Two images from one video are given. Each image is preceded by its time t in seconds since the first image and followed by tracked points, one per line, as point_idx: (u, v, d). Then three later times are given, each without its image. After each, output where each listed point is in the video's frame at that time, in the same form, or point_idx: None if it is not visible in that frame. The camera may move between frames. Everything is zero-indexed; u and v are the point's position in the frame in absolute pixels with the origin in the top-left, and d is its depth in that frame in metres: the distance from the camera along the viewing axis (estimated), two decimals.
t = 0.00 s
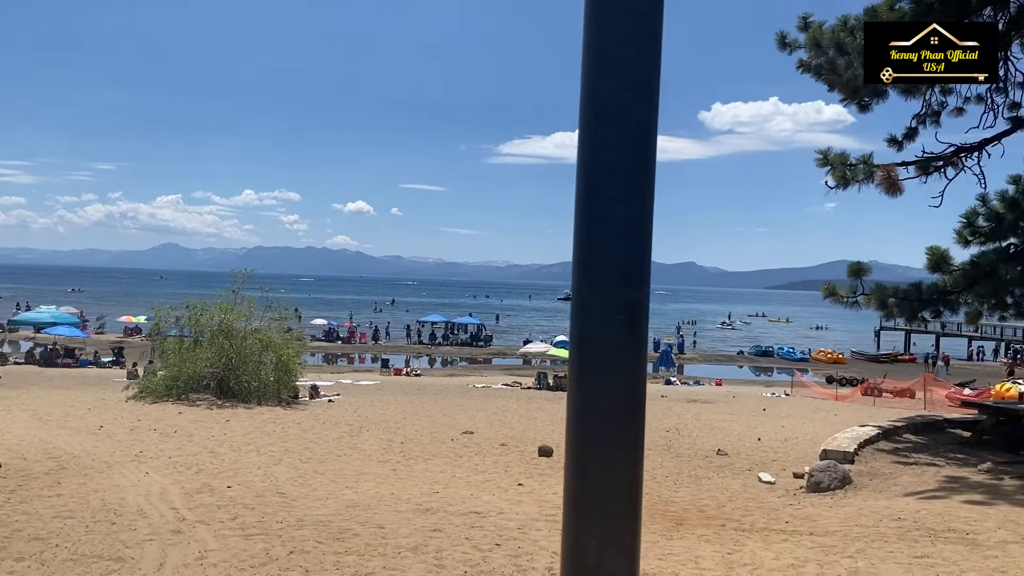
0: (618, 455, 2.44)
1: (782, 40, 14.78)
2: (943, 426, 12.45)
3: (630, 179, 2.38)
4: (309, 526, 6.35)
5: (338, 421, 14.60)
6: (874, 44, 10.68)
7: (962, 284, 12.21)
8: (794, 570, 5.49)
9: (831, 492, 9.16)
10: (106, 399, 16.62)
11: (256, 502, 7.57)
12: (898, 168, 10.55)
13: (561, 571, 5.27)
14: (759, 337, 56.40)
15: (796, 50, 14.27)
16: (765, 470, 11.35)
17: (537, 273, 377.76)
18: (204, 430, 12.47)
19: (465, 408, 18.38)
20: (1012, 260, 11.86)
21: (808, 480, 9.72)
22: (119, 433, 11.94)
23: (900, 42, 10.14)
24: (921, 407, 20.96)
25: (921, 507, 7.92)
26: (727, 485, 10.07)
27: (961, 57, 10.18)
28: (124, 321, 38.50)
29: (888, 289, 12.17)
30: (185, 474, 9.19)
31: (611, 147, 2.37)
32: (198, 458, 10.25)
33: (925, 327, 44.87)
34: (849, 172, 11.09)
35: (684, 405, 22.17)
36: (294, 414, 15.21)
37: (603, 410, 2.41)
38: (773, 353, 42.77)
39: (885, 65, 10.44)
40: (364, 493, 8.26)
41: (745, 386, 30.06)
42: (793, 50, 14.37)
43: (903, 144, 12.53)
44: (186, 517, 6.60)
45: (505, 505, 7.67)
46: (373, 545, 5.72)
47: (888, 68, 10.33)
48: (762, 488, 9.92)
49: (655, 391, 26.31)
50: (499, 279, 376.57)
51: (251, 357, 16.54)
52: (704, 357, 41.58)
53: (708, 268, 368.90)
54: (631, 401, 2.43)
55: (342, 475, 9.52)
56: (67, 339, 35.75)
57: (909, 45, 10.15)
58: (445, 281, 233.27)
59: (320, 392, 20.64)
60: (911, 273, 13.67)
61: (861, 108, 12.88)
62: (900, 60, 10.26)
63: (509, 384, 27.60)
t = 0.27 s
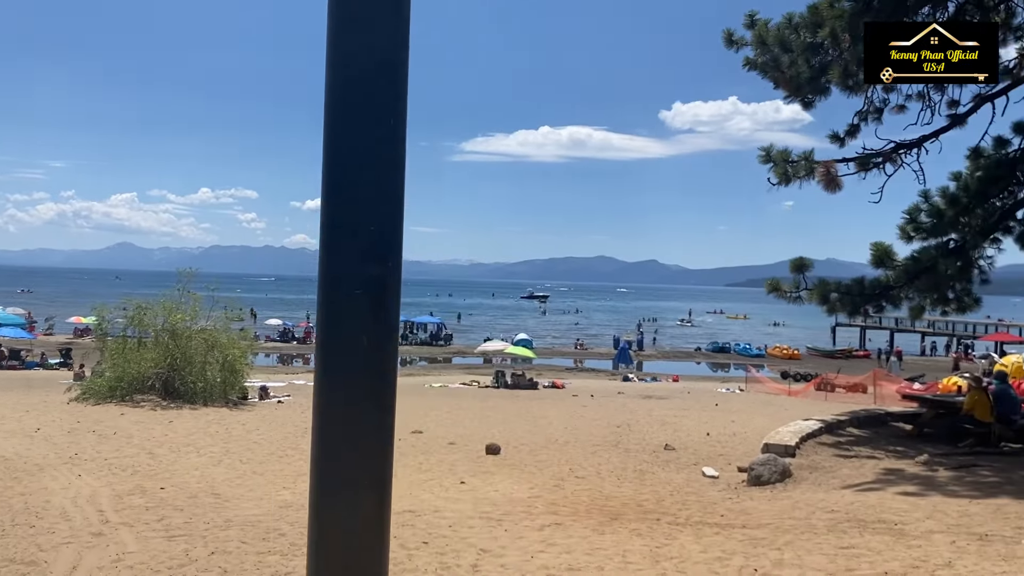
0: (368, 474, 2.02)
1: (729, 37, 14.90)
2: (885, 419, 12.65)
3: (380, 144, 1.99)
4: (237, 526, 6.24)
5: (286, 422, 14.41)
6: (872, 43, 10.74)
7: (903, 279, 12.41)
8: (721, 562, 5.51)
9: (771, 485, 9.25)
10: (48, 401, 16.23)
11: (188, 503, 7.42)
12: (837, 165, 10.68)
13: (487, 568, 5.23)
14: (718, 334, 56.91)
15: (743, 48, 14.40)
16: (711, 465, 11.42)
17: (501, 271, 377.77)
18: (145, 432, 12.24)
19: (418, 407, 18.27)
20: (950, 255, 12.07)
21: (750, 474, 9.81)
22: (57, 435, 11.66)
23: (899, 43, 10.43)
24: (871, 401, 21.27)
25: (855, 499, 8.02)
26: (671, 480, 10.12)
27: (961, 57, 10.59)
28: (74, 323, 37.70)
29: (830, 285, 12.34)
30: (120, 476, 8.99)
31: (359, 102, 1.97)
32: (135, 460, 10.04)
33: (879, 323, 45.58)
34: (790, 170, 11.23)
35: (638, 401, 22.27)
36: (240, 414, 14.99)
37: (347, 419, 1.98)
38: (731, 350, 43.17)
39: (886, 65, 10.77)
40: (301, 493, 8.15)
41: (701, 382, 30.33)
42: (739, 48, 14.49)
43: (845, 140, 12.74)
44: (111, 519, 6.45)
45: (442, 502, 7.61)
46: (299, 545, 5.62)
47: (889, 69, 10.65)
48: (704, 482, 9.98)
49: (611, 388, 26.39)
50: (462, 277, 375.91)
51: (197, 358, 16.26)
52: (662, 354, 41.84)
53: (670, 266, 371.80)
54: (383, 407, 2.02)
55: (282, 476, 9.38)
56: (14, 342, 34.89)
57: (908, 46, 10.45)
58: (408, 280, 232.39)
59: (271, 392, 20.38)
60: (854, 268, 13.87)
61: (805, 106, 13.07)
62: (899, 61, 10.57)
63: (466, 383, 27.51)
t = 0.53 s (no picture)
0: (112, 482, 2.06)
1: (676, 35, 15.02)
2: (828, 412, 12.88)
3: (118, 151, 2.03)
4: (165, 531, 6.13)
5: (233, 422, 14.23)
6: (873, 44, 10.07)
7: (845, 275, 12.65)
8: (649, 558, 5.53)
9: (712, 480, 9.36)
10: None
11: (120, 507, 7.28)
12: (778, 163, 10.80)
13: (414, 568, 5.21)
14: (676, 330, 57.38)
15: (691, 46, 14.52)
16: (657, 460, 11.52)
17: (463, 269, 377.13)
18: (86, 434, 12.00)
19: (371, 406, 18.16)
20: (890, 251, 12.33)
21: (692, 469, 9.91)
22: None
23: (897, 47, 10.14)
24: (820, 396, 21.61)
25: (791, 493, 8.14)
26: (615, 475, 10.18)
27: (961, 57, 10.04)
28: (22, 324, 36.82)
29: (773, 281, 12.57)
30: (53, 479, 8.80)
31: (96, 121, 2.01)
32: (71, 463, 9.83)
33: (832, 319, 46.32)
34: (733, 168, 11.34)
35: (593, 397, 22.38)
36: (187, 415, 14.77)
37: (94, 434, 2.02)
38: (688, 346, 43.55)
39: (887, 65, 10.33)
40: (238, 495, 8.04)
41: (657, 378, 30.56)
42: (686, 47, 14.61)
43: (790, 138, 12.98)
44: (35, 525, 6.30)
45: (381, 502, 7.56)
46: (225, 549, 5.54)
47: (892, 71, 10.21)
48: (648, 478, 10.05)
49: (567, 384, 26.47)
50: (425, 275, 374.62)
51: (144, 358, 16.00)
52: (620, 350, 42.10)
53: (632, 263, 374.22)
54: (132, 417, 2.08)
55: (223, 477, 9.26)
56: None
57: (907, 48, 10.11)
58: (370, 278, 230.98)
59: (222, 392, 20.11)
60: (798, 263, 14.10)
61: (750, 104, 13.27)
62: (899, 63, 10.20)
63: (423, 381, 27.42)
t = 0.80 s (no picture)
0: None
1: (624, 34, 15.14)
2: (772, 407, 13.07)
3: None
4: (91, 534, 6.02)
5: (179, 423, 14.03)
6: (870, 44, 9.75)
7: (787, 272, 12.87)
8: (577, 553, 5.56)
9: (653, 475, 9.45)
10: None
11: (48, 511, 7.14)
12: (720, 161, 10.96)
13: (340, 567, 5.18)
14: (635, 327, 57.73)
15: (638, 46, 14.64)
16: (603, 456, 11.59)
17: (425, 267, 375.83)
18: (24, 437, 11.74)
19: (322, 405, 18.02)
20: (830, 248, 12.57)
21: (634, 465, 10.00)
22: None
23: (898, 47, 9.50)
24: (771, 391, 21.91)
25: (728, 487, 8.26)
26: (559, 472, 10.23)
27: (960, 57, 9.56)
28: None
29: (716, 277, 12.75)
30: None
31: None
32: (5, 467, 9.61)
33: (787, 315, 46.96)
34: (676, 166, 11.46)
35: (548, 395, 22.45)
36: (132, 417, 14.51)
37: None
38: (646, 342, 43.86)
39: (885, 65, 9.75)
40: (174, 497, 7.93)
41: (614, 374, 30.72)
42: (634, 46, 14.72)
43: (733, 138, 13.23)
44: None
45: (318, 503, 7.51)
46: (149, 552, 5.45)
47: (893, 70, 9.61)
48: (592, 474, 10.12)
49: (524, 381, 26.52)
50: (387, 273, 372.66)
51: (87, 359, 15.71)
52: (579, 347, 42.26)
53: (594, 261, 375.97)
54: None
55: (161, 479, 9.12)
56: None
57: (907, 48, 9.51)
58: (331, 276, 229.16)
59: (171, 393, 19.80)
60: (744, 259, 14.32)
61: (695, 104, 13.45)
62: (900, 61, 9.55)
63: (378, 380, 27.26)
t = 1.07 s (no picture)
0: None
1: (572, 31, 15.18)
2: (717, 401, 13.23)
3: None
4: (13, 538, 5.91)
5: (123, 424, 13.81)
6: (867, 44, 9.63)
7: (732, 267, 13.05)
8: (504, 548, 5.58)
9: (595, 469, 9.53)
10: None
11: None
12: (662, 158, 11.04)
13: (264, 567, 5.15)
14: (595, 324, 58.01)
15: (587, 43, 14.69)
16: (549, 452, 11.65)
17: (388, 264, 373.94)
18: None
19: (274, 404, 17.85)
20: (773, 244, 12.77)
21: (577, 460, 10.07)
22: None
23: (901, 47, 9.41)
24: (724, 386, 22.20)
25: (666, 480, 8.35)
26: (503, 468, 10.26)
27: (960, 57, 9.58)
28: None
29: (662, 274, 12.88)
30: None
31: None
32: None
33: (744, 310, 47.57)
34: (620, 163, 11.53)
35: (503, 391, 22.47)
36: (75, 418, 14.25)
37: None
38: (604, 338, 44.10)
39: (885, 65, 9.69)
40: (107, 498, 7.81)
41: (572, 370, 30.87)
42: (583, 43, 14.75)
43: (678, 135, 13.37)
44: None
45: (254, 502, 7.45)
46: (68, 555, 5.37)
47: (895, 68, 9.53)
48: (536, 469, 10.16)
49: (480, 378, 26.51)
50: (349, 271, 370.16)
51: (29, 359, 15.39)
52: (538, 344, 42.37)
53: (556, 258, 377.01)
54: None
55: (97, 481, 8.98)
56: None
57: (911, 49, 9.41)
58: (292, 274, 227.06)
59: (119, 394, 19.48)
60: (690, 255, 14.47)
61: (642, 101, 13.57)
62: (903, 61, 9.47)
63: (334, 378, 27.08)
